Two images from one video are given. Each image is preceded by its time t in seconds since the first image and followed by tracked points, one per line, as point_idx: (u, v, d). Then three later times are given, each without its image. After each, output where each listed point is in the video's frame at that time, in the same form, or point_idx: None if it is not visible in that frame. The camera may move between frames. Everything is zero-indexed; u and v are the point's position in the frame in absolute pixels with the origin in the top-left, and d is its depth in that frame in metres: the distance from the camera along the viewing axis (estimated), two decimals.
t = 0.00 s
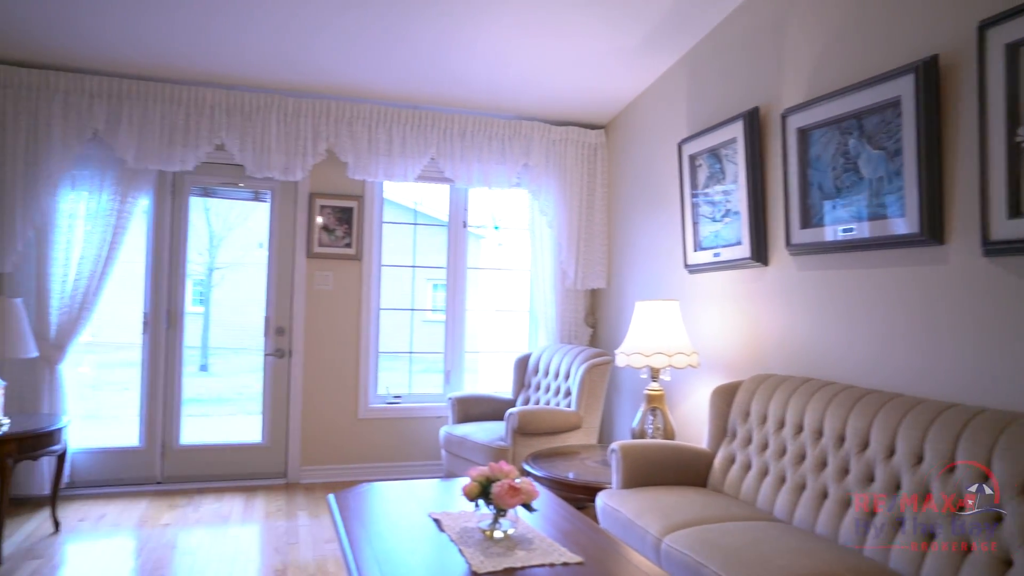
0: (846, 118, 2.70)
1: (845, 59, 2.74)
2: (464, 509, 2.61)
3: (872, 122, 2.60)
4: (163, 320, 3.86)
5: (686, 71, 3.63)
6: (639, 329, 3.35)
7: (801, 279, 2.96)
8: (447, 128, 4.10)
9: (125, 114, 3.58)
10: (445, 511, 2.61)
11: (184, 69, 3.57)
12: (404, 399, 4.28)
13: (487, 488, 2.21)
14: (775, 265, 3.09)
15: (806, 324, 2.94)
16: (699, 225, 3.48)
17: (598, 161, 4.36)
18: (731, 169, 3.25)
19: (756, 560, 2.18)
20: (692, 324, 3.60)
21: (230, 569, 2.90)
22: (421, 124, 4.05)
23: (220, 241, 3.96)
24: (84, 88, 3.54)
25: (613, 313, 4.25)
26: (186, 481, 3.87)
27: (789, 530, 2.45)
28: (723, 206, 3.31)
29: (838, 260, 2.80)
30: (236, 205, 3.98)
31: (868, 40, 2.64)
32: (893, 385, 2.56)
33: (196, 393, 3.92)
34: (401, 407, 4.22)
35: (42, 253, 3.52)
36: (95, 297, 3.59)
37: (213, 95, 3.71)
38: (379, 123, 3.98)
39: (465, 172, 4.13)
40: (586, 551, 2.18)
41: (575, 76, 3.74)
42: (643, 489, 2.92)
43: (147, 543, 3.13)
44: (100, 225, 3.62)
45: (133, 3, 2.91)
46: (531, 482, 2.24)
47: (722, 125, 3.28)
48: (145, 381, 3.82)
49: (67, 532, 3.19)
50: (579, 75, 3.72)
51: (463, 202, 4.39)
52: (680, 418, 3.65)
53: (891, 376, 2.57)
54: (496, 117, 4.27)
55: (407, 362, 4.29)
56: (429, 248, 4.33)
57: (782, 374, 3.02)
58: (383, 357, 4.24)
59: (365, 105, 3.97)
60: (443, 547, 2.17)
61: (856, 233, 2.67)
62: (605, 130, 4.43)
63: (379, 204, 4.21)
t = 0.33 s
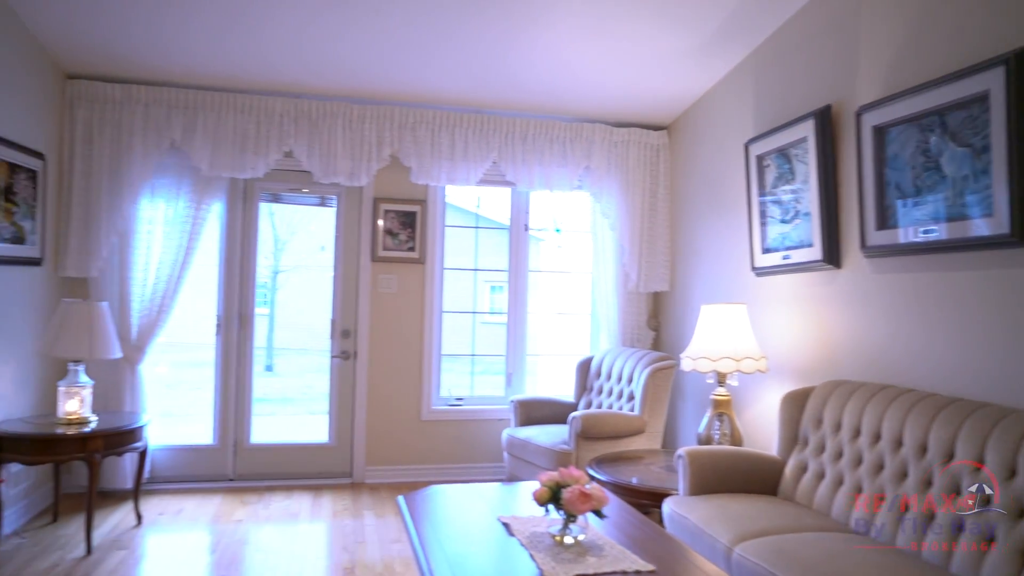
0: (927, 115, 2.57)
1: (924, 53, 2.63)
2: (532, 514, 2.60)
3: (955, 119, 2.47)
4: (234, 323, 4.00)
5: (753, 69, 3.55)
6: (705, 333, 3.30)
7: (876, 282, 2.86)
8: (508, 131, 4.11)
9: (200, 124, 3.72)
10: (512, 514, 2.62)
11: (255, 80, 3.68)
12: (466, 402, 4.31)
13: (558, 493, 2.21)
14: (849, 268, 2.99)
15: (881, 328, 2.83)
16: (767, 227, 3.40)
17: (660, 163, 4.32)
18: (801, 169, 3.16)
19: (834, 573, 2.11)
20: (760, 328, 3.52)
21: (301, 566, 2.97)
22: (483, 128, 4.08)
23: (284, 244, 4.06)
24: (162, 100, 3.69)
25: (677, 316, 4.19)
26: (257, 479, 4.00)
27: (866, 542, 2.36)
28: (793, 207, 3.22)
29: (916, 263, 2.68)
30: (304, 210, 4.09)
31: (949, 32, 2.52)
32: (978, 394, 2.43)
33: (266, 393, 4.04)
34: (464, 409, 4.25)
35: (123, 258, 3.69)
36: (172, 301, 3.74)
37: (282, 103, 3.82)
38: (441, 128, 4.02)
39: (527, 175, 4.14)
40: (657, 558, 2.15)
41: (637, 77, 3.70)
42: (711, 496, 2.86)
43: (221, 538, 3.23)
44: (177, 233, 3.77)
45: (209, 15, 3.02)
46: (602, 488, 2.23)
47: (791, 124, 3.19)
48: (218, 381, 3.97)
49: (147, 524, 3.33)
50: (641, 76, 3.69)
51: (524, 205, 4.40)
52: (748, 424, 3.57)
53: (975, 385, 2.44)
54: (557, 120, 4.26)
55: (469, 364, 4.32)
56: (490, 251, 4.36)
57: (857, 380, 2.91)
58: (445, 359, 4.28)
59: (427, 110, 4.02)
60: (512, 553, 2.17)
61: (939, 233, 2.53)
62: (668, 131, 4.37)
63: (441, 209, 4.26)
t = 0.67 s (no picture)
0: None
1: None
2: (611, 521, 2.58)
3: None
4: (313, 326, 4.12)
5: (835, 65, 3.43)
6: (785, 338, 3.21)
7: (970, 286, 2.70)
8: (581, 134, 4.10)
9: (281, 133, 3.85)
10: (590, 521, 2.60)
11: (333, 90, 3.78)
12: (538, 405, 4.32)
13: (639, 502, 2.18)
14: (941, 272, 2.84)
15: (976, 336, 2.67)
16: (851, 229, 3.28)
17: (736, 164, 4.23)
18: (888, 168, 3.03)
19: None
20: (844, 334, 3.40)
21: (379, 564, 3.04)
22: (555, 131, 4.07)
23: (356, 248, 4.16)
24: (246, 111, 3.84)
25: (754, 320, 4.09)
26: (335, 478, 4.11)
27: (961, 561, 2.23)
28: (879, 208, 3.10)
29: (1015, 267, 2.52)
30: (380, 216, 4.18)
31: None
32: None
33: (344, 394, 4.15)
34: (536, 413, 4.26)
35: (210, 263, 3.86)
36: (255, 304, 3.88)
37: (359, 111, 3.91)
38: (514, 133, 4.04)
39: (599, 178, 4.11)
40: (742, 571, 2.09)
41: (712, 76, 3.63)
42: (793, 507, 2.78)
43: (302, 536, 3.33)
44: (260, 238, 3.91)
45: (290, 24, 3.12)
46: (685, 498, 2.19)
47: (877, 122, 3.06)
48: (298, 383, 4.09)
49: (232, 520, 3.47)
50: (715, 75, 3.61)
51: (596, 208, 4.37)
52: (832, 433, 3.45)
53: None
54: (629, 122, 4.22)
55: (541, 368, 4.33)
56: (564, 255, 4.35)
57: (950, 390, 2.77)
58: (517, 363, 4.30)
59: (500, 115, 4.05)
60: (593, 561, 2.16)
61: None
62: (744, 131, 4.27)
63: (514, 213, 4.27)
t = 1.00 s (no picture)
0: None
1: None
2: (696, 532, 2.53)
3: None
4: (392, 330, 4.21)
5: (929, 59, 3.25)
6: (876, 345, 3.08)
7: None
8: (658, 137, 4.04)
9: (362, 141, 3.94)
10: (675, 531, 2.56)
11: (411, 98, 3.86)
12: (614, 410, 4.29)
13: (729, 514, 2.14)
14: None
15: None
16: (947, 230, 3.11)
17: (820, 164, 4.08)
18: (990, 167, 2.86)
19: None
20: (940, 341, 3.23)
21: (459, 566, 3.08)
22: (632, 134, 4.03)
23: (428, 251, 4.23)
24: (328, 120, 3.95)
25: (841, 325, 3.94)
26: (413, 479, 4.19)
27: None
28: (980, 209, 2.93)
29: None
30: (456, 221, 4.23)
31: None
32: None
33: (421, 396, 4.23)
34: (611, 418, 4.23)
35: (294, 268, 4.01)
36: (336, 309, 4.00)
37: (436, 118, 3.97)
38: (589, 137, 4.02)
39: (676, 181, 4.05)
40: None
41: (795, 74, 3.51)
42: (888, 523, 2.65)
43: (382, 535, 3.41)
44: (342, 242, 4.04)
45: (370, 32, 3.20)
46: (777, 512, 2.13)
47: (979, 118, 2.88)
48: (378, 385, 4.20)
49: (317, 518, 3.59)
50: (799, 72, 3.49)
51: (673, 211, 4.31)
52: (928, 445, 3.29)
53: None
54: (708, 123, 4.13)
55: (617, 372, 4.30)
56: (640, 258, 4.31)
57: None
58: (593, 367, 4.28)
59: (575, 119, 4.03)
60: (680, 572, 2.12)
61: None
62: (829, 129, 4.12)
63: (589, 217, 4.25)
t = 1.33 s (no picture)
0: None
1: None
2: (787, 548, 2.45)
3: None
4: (468, 335, 4.25)
5: None
6: (978, 355, 2.91)
7: None
8: (738, 138, 3.94)
9: (439, 148, 4.00)
10: (764, 546, 2.48)
11: (487, 104, 3.89)
12: (692, 417, 4.21)
13: (825, 531, 2.06)
14: None
15: None
16: None
17: (912, 162, 3.90)
18: None
19: None
20: None
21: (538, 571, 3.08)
22: (711, 136, 3.94)
23: (500, 255, 4.25)
24: (406, 128, 4.03)
25: (937, 333, 3.75)
26: (489, 482, 4.23)
27: None
28: None
29: None
30: (531, 226, 4.24)
31: None
32: None
33: (496, 400, 4.26)
34: (689, 425, 4.15)
35: (373, 273, 4.11)
36: (415, 313, 4.09)
37: (512, 123, 3.99)
38: (667, 140, 3.96)
39: (758, 183, 3.94)
40: None
41: (887, 69, 3.36)
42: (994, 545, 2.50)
43: (460, 537, 3.45)
44: (420, 247, 4.13)
45: (447, 40, 3.24)
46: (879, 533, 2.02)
47: None
48: (455, 389, 4.25)
49: (397, 518, 3.66)
50: (890, 67, 3.34)
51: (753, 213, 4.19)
52: None
53: None
54: (791, 123, 4.00)
55: (695, 379, 4.21)
56: (718, 262, 4.21)
57: None
58: (670, 373, 4.21)
59: (652, 121, 3.98)
60: None
61: None
62: (922, 126, 3.92)
63: (667, 221, 4.18)
